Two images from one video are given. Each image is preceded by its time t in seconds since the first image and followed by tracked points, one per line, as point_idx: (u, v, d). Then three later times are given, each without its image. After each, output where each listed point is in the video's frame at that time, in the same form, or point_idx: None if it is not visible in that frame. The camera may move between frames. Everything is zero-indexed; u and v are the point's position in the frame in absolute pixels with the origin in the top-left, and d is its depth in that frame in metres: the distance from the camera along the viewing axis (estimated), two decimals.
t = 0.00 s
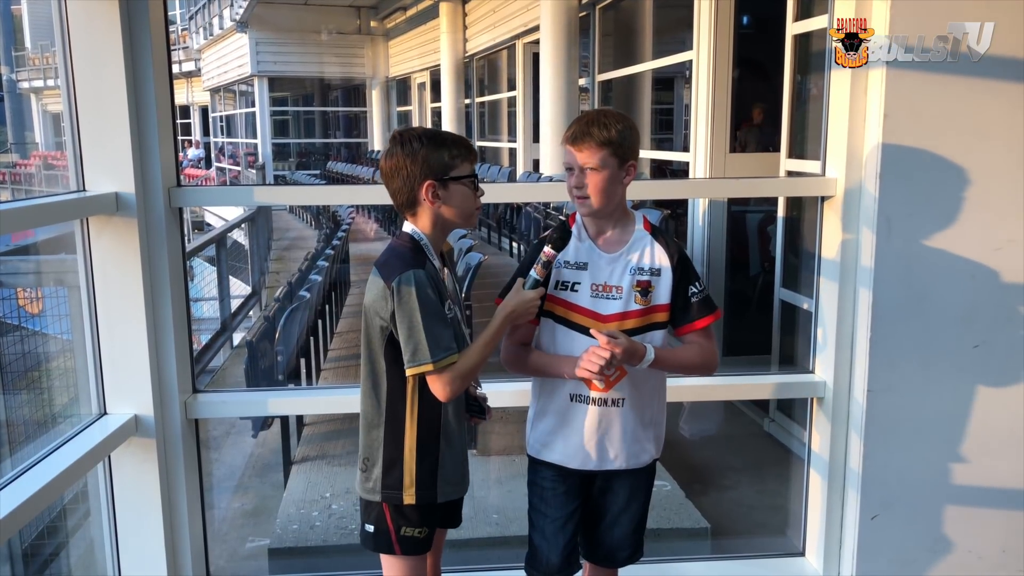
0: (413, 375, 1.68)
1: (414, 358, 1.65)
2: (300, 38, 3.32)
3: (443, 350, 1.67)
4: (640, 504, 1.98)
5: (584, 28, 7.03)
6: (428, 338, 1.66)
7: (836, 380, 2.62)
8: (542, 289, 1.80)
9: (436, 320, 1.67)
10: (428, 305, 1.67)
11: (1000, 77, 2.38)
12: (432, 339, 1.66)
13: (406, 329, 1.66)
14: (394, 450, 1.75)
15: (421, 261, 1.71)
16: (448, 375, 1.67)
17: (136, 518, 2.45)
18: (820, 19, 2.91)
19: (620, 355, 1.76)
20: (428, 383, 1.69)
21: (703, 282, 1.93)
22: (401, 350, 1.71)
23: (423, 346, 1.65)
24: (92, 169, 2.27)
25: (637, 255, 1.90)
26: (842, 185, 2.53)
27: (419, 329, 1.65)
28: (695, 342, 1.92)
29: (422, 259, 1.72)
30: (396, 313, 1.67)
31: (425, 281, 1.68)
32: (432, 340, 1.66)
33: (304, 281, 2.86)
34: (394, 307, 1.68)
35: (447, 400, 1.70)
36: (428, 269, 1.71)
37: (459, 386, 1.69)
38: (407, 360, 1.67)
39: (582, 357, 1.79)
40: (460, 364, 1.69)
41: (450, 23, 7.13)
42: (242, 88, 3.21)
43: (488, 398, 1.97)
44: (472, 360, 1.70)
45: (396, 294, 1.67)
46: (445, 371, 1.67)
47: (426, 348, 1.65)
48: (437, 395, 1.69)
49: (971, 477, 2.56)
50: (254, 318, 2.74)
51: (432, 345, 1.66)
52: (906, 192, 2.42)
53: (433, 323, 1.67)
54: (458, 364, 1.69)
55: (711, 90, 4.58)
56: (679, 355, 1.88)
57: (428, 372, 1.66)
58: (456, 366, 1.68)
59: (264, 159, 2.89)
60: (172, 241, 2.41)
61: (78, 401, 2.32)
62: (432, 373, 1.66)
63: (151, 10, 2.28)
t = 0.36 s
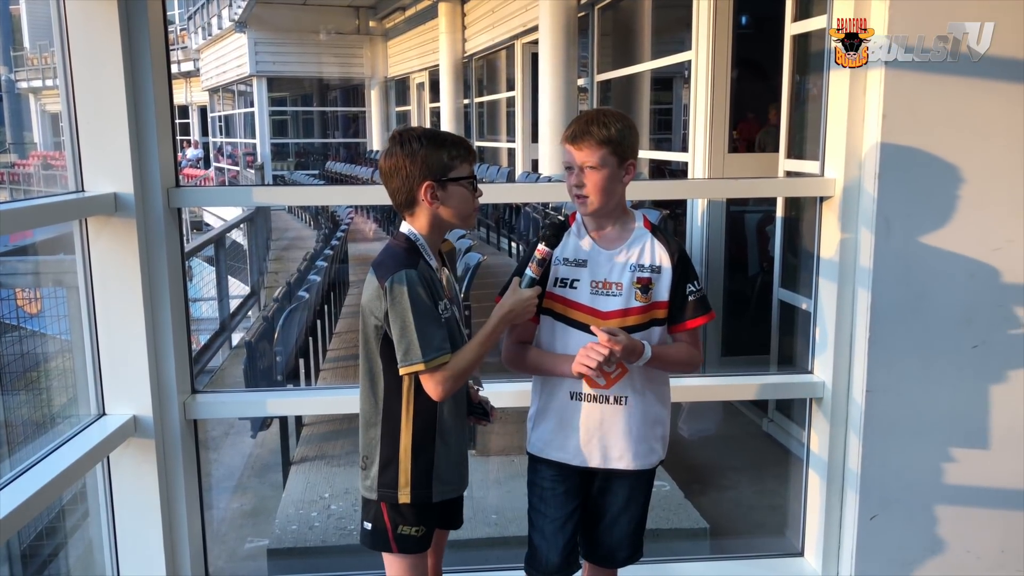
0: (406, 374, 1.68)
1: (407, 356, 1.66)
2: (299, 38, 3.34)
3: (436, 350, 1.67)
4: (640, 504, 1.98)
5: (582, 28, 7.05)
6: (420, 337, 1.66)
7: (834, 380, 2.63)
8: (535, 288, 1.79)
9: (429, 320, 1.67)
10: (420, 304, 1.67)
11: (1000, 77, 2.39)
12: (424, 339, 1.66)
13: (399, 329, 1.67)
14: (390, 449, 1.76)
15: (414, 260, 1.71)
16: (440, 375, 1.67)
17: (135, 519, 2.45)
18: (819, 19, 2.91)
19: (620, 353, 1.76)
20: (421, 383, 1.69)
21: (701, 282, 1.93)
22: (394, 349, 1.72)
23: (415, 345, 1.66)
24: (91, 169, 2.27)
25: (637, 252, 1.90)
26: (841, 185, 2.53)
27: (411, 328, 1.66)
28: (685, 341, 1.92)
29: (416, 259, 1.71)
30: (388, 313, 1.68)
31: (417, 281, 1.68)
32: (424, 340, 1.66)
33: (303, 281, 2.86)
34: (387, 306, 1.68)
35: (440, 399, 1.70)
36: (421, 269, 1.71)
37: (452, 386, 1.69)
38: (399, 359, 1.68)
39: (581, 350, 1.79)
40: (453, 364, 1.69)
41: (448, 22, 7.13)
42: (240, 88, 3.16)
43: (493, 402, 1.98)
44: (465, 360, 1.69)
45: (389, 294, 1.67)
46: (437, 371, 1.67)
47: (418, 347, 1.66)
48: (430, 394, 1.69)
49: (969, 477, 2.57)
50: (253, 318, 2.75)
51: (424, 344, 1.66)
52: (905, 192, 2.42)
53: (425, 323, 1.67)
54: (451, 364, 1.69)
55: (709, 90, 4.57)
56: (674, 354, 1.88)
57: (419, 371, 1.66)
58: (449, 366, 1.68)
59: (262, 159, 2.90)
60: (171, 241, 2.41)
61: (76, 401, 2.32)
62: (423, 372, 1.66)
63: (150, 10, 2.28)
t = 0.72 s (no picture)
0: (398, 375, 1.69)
1: (399, 357, 1.66)
2: (297, 38, 3.32)
3: (427, 351, 1.66)
4: (638, 505, 1.98)
5: (581, 28, 7.04)
6: (413, 337, 1.66)
7: (832, 381, 2.63)
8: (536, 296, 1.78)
9: (421, 320, 1.67)
10: (414, 305, 1.67)
11: (999, 77, 2.39)
12: (416, 340, 1.66)
13: (392, 329, 1.67)
14: (384, 451, 1.76)
15: (408, 261, 1.71)
16: (430, 377, 1.67)
17: (133, 520, 2.45)
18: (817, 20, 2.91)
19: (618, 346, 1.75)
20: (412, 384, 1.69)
21: (697, 286, 1.93)
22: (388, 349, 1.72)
23: (408, 345, 1.66)
24: (89, 170, 2.27)
25: (634, 255, 1.90)
26: (839, 186, 2.54)
27: (404, 328, 1.66)
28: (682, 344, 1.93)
29: (410, 259, 1.72)
30: (382, 313, 1.68)
31: (410, 281, 1.68)
32: (416, 340, 1.66)
33: (302, 281, 2.86)
34: (381, 307, 1.69)
35: (431, 401, 1.69)
36: (415, 270, 1.71)
37: (444, 388, 1.68)
38: (393, 359, 1.68)
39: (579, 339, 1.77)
40: (444, 366, 1.68)
41: (447, 23, 7.12)
42: (239, 88, 3.15)
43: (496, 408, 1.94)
44: (456, 363, 1.69)
45: (383, 294, 1.68)
46: (428, 373, 1.67)
47: (411, 348, 1.66)
48: (421, 395, 1.69)
49: (967, 478, 2.57)
50: (252, 319, 2.74)
51: (416, 345, 1.66)
52: (903, 193, 2.42)
53: (418, 323, 1.67)
54: (444, 365, 1.68)
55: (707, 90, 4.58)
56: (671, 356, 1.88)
57: (410, 372, 1.66)
58: (441, 367, 1.68)
59: (260, 160, 2.90)
60: (169, 242, 2.40)
61: (74, 402, 2.32)
62: (413, 373, 1.66)
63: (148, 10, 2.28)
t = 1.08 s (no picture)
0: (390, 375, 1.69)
1: (391, 357, 1.66)
2: (296, 40, 3.33)
3: (419, 351, 1.66)
4: (636, 504, 1.98)
5: (580, 29, 7.05)
6: (404, 337, 1.66)
7: (831, 381, 2.63)
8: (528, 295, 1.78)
9: (413, 320, 1.67)
10: (406, 305, 1.66)
11: (999, 77, 2.39)
12: (408, 340, 1.66)
13: (384, 329, 1.67)
14: (378, 452, 1.76)
15: (401, 260, 1.70)
16: (422, 377, 1.67)
17: (131, 520, 2.45)
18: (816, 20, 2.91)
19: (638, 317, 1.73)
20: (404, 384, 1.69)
21: (691, 285, 1.92)
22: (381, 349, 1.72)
23: (400, 346, 1.66)
24: (87, 171, 2.26)
25: (628, 254, 1.91)
26: (837, 187, 2.54)
27: (396, 328, 1.66)
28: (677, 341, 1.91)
29: (403, 259, 1.71)
30: (375, 313, 1.68)
31: (403, 281, 1.67)
32: (408, 340, 1.66)
33: (301, 281, 2.85)
34: (374, 307, 1.69)
35: (422, 402, 1.69)
36: (409, 270, 1.71)
37: (436, 389, 1.68)
38: (385, 359, 1.68)
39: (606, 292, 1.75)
40: (436, 367, 1.68)
41: (446, 24, 7.13)
42: (238, 90, 3.14)
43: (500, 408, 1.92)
44: (449, 364, 1.68)
45: (375, 294, 1.67)
46: (420, 373, 1.67)
47: (402, 348, 1.66)
48: (413, 396, 1.69)
49: (967, 477, 2.57)
50: (250, 319, 2.74)
51: (408, 345, 1.66)
52: (902, 193, 2.42)
53: (410, 324, 1.67)
54: (435, 367, 1.68)
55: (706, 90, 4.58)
56: (667, 353, 1.86)
57: (401, 372, 1.66)
58: (434, 368, 1.68)
59: (258, 161, 2.90)
60: (167, 242, 2.40)
61: (72, 403, 2.31)
62: (405, 374, 1.66)
63: (147, 9, 2.27)
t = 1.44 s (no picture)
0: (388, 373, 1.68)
1: (390, 355, 1.66)
2: (296, 37, 3.32)
3: (418, 349, 1.66)
4: (635, 501, 1.97)
5: (580, 28, 7.05)
6: (403, 335, 1.66)
7: (832, 379, 2.63)
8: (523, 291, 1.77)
9: (412, 318, 1.67)
10: (404, 303, 1.66)
11: (999, 77, 2.39)
12: (406, 338, 1.66)
13: (382, 327, 1.67)
14: (377, 450, 1.75)
15: (399, 257, 1.70)
16: (420, 375, 1.66)
17: (131, 518, 2.44)
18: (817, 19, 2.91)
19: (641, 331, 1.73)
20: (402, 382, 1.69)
21: (689, 276, 1.91)
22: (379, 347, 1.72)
23: (398, 343, 1.65)
24: (87, 169, 2.26)
25: (622, 247, 1.91)
26: (837, 185, 2.54)
27: (394, 326, 1.66)
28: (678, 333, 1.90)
29: (401, 257, 1.71)
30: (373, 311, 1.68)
31: (401, 278, 1.67)
32: (407, 338, 1.66)
33: (301, 280, 2.88)
34: (372, 305, 1.69)
35: (421, 400, 1.69)
36: (406, 267, 1.70)
37: (434, 387, 1.67)
38: (384, 357, 1.68)
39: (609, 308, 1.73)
40: (433, 365, 1.67)
41: (446, 23, 7.13)
42: (238, 87, 3.10)
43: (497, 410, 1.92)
44: (447, 362, 1.68)
45: (373, 291, 1.67)
46: (417, 371, 1.66)
47: (400, 345, 1.65)
48: (411, 394, 1.69)
49: (966, 476, 2.57)
50: (249, 317, 2.74)
51: (407, 343, 1.66)
52: (902, 191, 2.42)
53: (408, 321, 1.66)
54: (433, 364, 1.67)
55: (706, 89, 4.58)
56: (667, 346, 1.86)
57: (400, 370, 1.66)
58: (431, 366, 1.67)
59: (258, 161, 2.90)
60: (167, 241, 2.40)
61: (71, 401, 2.31)
62: (402, 371, 1.66)
63: (146, 8, 2.27)
